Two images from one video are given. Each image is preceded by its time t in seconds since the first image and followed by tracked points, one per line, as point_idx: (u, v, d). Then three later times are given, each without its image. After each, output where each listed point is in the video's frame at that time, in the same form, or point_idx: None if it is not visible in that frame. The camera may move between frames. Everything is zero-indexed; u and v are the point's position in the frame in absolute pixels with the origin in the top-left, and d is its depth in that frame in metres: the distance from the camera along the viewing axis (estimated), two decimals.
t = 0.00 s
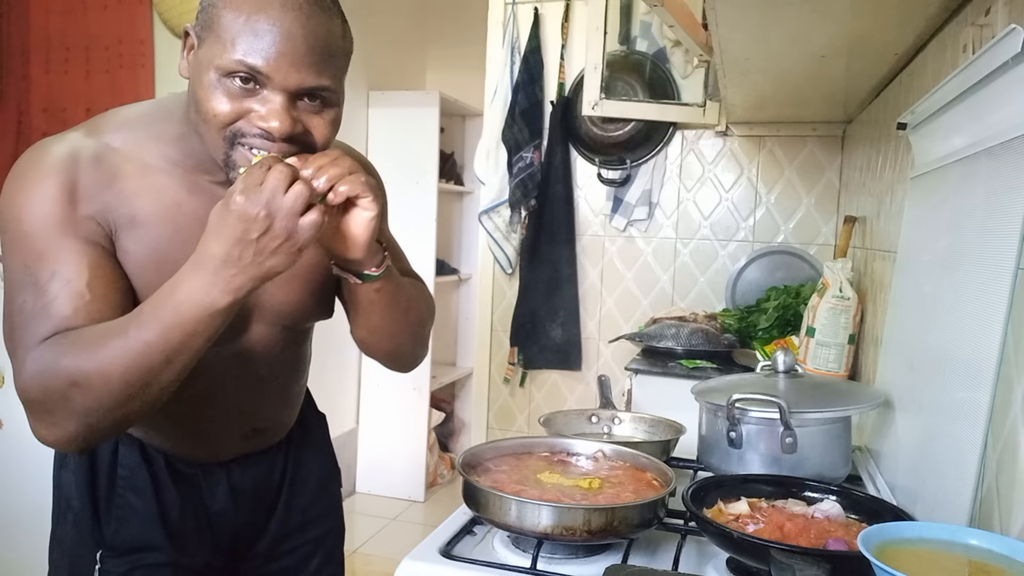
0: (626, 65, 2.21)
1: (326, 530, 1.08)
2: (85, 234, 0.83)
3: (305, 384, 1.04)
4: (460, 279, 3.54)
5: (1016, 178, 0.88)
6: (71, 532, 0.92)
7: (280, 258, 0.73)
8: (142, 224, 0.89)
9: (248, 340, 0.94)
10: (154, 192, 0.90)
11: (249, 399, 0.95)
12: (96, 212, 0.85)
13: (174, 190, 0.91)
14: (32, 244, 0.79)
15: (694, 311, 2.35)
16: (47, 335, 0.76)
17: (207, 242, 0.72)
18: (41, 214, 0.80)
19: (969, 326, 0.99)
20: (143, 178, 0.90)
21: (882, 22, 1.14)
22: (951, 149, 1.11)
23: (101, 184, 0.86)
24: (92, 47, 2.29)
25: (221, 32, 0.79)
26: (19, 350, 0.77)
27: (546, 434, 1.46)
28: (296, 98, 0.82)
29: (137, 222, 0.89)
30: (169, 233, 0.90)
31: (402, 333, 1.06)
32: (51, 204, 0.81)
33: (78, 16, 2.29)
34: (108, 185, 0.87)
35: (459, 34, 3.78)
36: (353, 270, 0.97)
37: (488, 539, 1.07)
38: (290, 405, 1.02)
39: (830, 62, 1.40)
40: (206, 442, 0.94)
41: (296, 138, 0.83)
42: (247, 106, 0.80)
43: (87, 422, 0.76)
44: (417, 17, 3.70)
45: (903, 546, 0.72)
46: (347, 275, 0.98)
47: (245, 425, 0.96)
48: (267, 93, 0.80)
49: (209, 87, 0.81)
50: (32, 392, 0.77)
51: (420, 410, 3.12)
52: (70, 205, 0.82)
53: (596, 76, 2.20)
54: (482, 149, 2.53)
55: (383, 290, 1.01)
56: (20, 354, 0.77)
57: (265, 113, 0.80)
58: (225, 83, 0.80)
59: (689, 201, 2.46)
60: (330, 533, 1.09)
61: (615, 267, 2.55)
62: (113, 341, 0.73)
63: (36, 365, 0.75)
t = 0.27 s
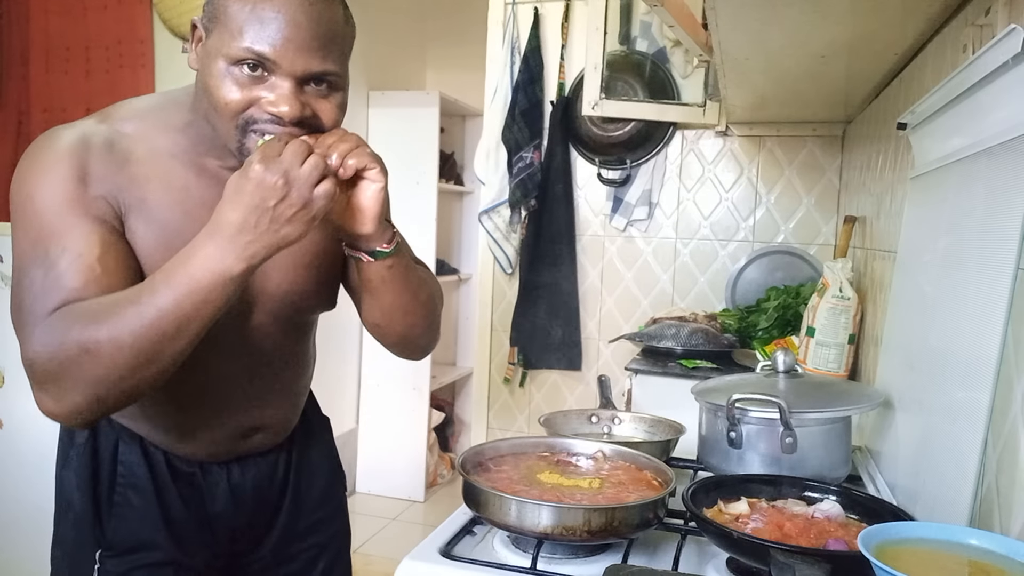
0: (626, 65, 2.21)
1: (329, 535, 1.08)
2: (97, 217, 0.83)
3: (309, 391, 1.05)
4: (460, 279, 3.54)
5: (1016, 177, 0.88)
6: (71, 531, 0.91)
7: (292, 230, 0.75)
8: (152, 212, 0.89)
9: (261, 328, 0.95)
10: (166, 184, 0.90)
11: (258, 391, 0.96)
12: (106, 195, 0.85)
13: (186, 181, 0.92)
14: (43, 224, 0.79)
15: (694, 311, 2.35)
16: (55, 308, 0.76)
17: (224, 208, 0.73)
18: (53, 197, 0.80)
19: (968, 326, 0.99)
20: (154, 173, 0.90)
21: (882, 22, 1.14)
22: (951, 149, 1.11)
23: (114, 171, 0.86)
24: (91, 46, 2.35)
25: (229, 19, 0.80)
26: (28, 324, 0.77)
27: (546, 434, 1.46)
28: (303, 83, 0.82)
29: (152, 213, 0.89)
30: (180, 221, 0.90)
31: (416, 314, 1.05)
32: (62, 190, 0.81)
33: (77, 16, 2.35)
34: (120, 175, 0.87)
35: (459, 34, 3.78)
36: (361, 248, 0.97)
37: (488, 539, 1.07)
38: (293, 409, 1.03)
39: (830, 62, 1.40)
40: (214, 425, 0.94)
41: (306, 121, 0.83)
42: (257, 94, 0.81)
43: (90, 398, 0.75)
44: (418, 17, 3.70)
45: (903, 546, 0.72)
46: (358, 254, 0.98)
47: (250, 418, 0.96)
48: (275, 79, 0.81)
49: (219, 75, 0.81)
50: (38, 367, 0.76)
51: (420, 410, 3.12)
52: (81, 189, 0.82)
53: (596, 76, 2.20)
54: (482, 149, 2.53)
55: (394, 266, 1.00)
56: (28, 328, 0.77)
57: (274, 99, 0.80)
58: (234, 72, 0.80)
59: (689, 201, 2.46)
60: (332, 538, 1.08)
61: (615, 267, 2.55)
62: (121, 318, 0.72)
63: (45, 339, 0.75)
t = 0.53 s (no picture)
0: (626, 65, 2.21)
1: (325, 543, 1.07)
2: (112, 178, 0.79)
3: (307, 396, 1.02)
4: (460, 279, 3.55)
5: (1015, 177, 0.88)
6: (64, 523, 0.91)
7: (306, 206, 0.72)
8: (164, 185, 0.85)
9: (256, 324, 0.92)
10: (181, 164, 0.87)
11: (248, 392, 0.93)
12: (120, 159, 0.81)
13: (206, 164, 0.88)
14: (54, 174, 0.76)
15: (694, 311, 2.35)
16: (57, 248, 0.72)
17: (253, 161, 0.71)
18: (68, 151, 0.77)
19: (968, 326, 0.99)
20: (171, 152, 0.86)
21: (883, 22, 1.14)
22: (951, 149, 1.11)
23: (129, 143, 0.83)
24: (91, 46, 2.37)
25: (247, 21, 0.76)
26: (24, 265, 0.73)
27: (546, 434, 1.46)
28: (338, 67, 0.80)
29: (168, 184, 0.85)
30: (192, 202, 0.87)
31: (378, 343, 1.03)
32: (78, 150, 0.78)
33: (77, 17, 2.37)
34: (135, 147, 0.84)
35: (460, 34, 3.78)
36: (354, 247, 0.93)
37: (488, 539, 1.07)
38: (288, 414, 1.00)
39: (830, 62, 1.40)
40: (199, 423, 0.91)
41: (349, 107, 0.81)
42: (299, 89, 0.78)
43: (85, 351, 0.71)
44: (417, 17, 3.70)
45: (903, 546, 0.72)
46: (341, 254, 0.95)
47: (239, 419, 0.93)
48: (312, 74, 0.78)
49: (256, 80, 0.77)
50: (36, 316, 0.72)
51: (420, 410, 3.12)
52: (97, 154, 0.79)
53: (596, 76, 2.20)
54: (482, 149, 2.53)
55: (372, 280, 0.98)
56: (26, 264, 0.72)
57: (315, 92, 0.77)
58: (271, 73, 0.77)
59: (689, 201, 2.46)
60: (327, 545, 1.07)
61: (615, 267, 2.55)
62: (132, 269, 0.69)
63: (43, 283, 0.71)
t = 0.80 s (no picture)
0: (626, 65, 2.21)
1: (322, 550, 1.06)
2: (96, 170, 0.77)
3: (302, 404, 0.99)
4: (460, 279, 3.55)
5: (1015, 177, 0.88)
6: (58, 527, 0.93)
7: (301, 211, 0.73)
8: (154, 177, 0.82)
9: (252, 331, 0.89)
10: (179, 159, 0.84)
11: (239, 401, 0.90)
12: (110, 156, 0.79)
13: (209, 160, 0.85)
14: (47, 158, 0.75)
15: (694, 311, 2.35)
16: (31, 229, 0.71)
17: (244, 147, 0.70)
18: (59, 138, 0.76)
19: (968, 326, 0.99)
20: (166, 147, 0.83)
21: (884, 21, 1.14)
22: (951, 149, 1.11)
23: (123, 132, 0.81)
24: (91, 46, 2.39)
25: (247, 15, 0.76)
26: None
27: (546, 434, 1.46)
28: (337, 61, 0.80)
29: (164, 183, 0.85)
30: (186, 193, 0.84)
31: (366, 359, 0.96)
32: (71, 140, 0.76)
33: (77, 17, 2.39)
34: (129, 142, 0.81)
35: (460, 34, 3.78)
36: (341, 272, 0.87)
37: (488, 539, 1.07)
38: (281, 422, 0.97)
39: (830, 62, 1.40)
40: (187, 433, 0.89)
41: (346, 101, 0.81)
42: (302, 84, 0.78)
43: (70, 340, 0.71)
44: (417, 16, 3.70)
45: (903, 546, 0.72)
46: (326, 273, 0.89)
47: (227, 429, 0.91)
48: (314, 68, 0.78)
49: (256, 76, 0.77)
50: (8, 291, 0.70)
51: (420, 410, 3.12)
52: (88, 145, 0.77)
53: (596, 76, 2.20)
54: (482, 149, 2.53)
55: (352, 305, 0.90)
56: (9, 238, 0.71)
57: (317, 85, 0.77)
58: (272, 67, 0.77)
59: (689, 201, 2.46)
60: (324, 552, 1.06)
61: (615, 267, 2.55)
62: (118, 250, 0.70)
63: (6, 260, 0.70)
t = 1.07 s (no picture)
0: (626, 65, 2.21)
1: (330, 546, 1.08)
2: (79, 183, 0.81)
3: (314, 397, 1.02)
4: (460, 279, 3.54)
5: (1016, 177, 0.88)
6: (72, 535, 0.92)
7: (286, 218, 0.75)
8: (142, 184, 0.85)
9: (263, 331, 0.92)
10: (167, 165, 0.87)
11: (260, 396, 0.93)
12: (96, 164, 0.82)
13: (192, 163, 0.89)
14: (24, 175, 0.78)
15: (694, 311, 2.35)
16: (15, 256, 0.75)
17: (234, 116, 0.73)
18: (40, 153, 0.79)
19: (969, 325, 0.99)
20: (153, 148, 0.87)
21: (883, 21, 1.14)
22: (951, 149, 1.11)
23: (107, 140, 0.84)
24: (92, 45, 2.40)
25: None
26: None
27: (546, 434, 1.46)
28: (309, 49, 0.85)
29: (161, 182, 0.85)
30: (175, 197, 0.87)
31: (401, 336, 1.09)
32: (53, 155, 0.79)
33: (78, 16, 2.40)
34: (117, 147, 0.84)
35: (460, 34, 3.78)
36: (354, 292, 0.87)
37: (488, 539, 1.07)
38: (297, 415, 0.99)
39: (830, 62, 1.40)
40: (212, 430, 0.91)
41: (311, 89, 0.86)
42: (265, 59, 0.83)
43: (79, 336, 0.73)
44: (417, 16, 3.70)
45: (902, 546, 0.72)
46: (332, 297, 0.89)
47: (249, 423, 0.93)
48: (281, 46, 0.83)
49: (225, 45, 0.83)
50: None
51: (420, 410, 3.12)
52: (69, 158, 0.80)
53: (596, 76, 2.20)
54: (482, 149, 2.53)
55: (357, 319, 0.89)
56: None
57: (281, 64, 0.83)
58: (241, 39, 0.82)
59: (689, 201, 2.46)
60: (332, 549, 1.08)
61: (615, 267, 2.55)
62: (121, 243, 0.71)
63: None
